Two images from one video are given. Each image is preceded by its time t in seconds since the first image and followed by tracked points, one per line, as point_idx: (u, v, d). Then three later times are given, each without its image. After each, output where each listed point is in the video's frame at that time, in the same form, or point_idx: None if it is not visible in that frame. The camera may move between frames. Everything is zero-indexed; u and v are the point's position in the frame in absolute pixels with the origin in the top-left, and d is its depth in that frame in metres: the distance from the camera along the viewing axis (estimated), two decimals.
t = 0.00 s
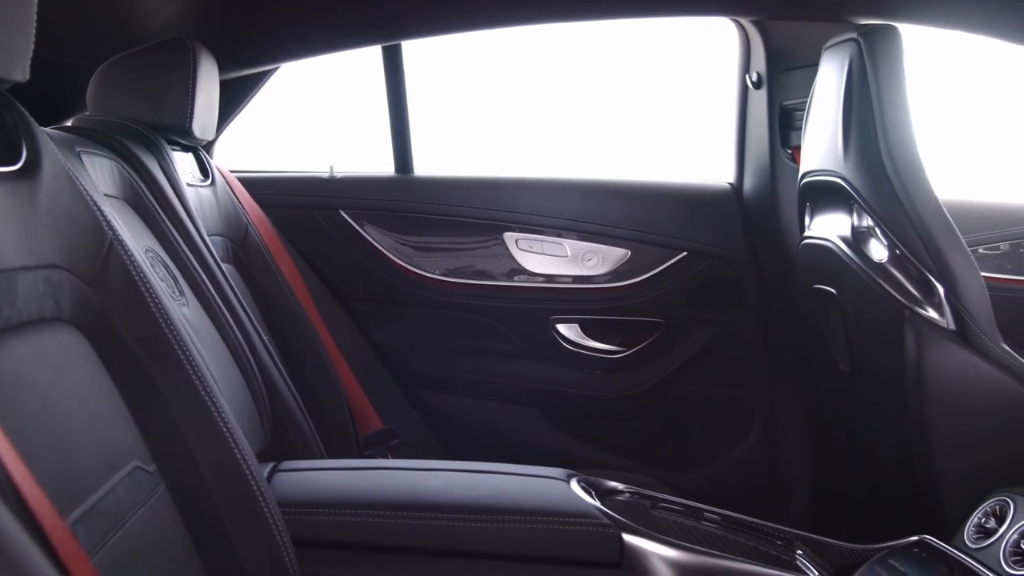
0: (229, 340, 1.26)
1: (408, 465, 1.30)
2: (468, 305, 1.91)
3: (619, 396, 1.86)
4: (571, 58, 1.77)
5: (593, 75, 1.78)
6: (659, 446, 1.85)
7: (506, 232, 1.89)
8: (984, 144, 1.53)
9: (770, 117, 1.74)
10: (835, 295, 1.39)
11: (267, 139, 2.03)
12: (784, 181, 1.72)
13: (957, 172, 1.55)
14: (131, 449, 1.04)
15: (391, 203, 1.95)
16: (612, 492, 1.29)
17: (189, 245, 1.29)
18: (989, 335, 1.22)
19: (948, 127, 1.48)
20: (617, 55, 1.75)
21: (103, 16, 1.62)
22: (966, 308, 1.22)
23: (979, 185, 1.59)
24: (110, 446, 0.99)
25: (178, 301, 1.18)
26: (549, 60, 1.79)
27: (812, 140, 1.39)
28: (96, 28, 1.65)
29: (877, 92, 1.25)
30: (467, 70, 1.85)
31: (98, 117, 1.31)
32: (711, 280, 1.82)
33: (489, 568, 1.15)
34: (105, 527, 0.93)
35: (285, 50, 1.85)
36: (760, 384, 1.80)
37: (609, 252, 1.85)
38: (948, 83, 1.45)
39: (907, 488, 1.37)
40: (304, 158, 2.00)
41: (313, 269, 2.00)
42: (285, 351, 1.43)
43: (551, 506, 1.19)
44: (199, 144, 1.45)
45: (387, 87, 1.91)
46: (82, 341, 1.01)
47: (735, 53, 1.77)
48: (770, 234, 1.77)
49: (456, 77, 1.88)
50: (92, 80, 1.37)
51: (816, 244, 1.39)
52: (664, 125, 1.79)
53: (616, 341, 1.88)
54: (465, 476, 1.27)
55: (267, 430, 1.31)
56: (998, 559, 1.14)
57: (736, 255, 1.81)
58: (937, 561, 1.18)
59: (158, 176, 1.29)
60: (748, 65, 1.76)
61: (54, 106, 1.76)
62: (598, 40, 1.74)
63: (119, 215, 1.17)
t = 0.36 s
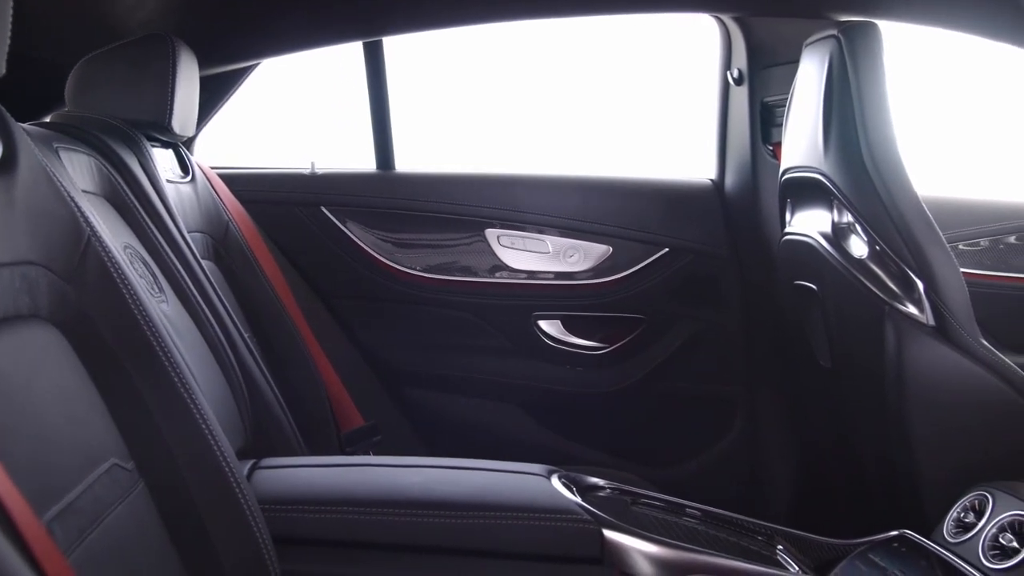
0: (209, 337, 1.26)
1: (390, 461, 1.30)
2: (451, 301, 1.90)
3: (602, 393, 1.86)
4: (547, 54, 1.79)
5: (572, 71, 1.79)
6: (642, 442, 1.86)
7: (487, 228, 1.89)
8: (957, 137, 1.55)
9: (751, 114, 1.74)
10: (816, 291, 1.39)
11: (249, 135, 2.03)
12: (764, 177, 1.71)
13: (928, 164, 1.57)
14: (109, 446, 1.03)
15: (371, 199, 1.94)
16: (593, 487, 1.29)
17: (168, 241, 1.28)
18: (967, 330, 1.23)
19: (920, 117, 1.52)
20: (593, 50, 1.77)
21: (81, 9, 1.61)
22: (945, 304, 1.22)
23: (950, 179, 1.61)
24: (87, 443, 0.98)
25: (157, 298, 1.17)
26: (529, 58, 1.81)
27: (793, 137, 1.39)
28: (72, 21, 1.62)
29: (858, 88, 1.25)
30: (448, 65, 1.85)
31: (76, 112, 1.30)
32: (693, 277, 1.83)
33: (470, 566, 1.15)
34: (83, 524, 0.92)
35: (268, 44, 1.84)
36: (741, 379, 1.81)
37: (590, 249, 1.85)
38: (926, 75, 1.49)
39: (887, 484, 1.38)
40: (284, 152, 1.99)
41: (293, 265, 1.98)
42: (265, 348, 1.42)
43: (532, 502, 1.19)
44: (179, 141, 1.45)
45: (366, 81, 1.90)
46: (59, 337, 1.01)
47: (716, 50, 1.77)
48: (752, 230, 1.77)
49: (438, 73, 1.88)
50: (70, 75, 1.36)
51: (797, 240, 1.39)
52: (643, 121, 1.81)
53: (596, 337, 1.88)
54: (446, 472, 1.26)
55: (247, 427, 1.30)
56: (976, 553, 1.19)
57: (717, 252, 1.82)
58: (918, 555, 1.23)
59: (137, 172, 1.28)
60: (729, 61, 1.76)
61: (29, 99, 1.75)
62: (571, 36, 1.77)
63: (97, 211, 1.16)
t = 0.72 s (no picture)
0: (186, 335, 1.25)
1: (368, 458, 1.29)
2: (432, 298, 1.89)
3: (583, 389, 1.86)
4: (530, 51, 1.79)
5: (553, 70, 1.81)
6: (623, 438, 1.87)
7: (467, 225, 1.89)
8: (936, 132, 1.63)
9: (730, 110, 1.76)
10: (795, 287, 1.39)
11: (227, 131, 2.00)
12: (743, 173, 1.73)
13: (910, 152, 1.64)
14: (85, 444, 1.02)
15: (351, 197, 1.93)
16: (571, 484, 1.29)
17: (145, 239, 1.27)
18: (944, 326, 1.24)
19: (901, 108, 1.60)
20: (575, 51, 1.78)
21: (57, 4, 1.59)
22: (923, 301, 1.22)
23: (929, 172, 1.67)
24: (62, 441, 0.97)
25: (134, 295, 1.16)
26: (512, 56, 1.81)
27: (772, 133, 1.39)
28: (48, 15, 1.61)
29: (836, 85, 1.25)
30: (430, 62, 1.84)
31: (52, 109, 1.29)
32: (673, 274, 1.83)
33: (447, 562, 1.15)
34: (57, 523, 0.92)
35: (247, 45, 1.80)
36: (721, 375, 1.83)
37: (570, 246, 1.86)
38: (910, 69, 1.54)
39: (864, 478, 1.39)
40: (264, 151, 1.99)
41: (272, 262, 1.96)
42: (243, 345, 1.42)
43: (510, 499, 1.19)
44: (156, 137, 1.44)
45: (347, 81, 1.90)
46: (33, 335, 1.00)
47: (696, 48, 1.80)
48: (731, 223, 1.78)
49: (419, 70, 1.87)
50: (46, 70, 1.34)
51: (776, 237, 1.39)
52: (624, 117, 1.82)
53: (576, 334, 1.88)
54: (424, 469, 1.26)
55: (225, 425, 1.29)
56: (954, 548, 1.22)
57: (696, 248, 1.83)
58: (895, 550, 1.26)
59: (114, 169, 1.27)
60: (709, 58, 1.78)
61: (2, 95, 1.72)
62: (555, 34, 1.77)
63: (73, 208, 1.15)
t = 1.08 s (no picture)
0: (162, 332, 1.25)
1: (345, 455, 1.28)
2: (411, 295, 1.89)
3: (562, 385, 1.86)
4: (504, 46, 1.79)
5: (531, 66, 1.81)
6: (602, 434, 1.87)
7: (444, 222, 1.89)
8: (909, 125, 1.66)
9: (707, 106, 1.79)
10: (771, 283, 1.39)
11: (202, 127, 1.98)
12: (721, 172, 1.77)
13: (885, 148, 1.66)
14: (57, 442, 1.01)
15: (329, 194, 1.92)
16: (549, 480, 1.29)
17: (120, 236, 1.27)
18: (920, 322, 1.25)
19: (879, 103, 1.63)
20: (560, 49, 1.78)
21: None
22: (899, 297, 1.23)
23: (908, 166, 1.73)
24: (32, 439, 0.96)
25: (108, 292, 1.16)
26: (489, 52, 1.81)
27: (748, 129, 1.39)
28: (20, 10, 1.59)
29: (813, 82, 1.26)
30: (409, 56, 1.83)
31: (28, 105, 1.27)
32: (652, 271, 1.85)
33: (420, 558, 1.15)
34: (27, 522, 0.91)
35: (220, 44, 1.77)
36: (699, 372, 1.85)
37: (548, 243, 1.86)
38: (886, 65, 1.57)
39: (839, 473, 1.39)
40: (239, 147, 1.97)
41: (249, 259, 1.95)
42: (219, 341, 1.42)
43: (487, 496, 1.19)
44: (131, 133, 1.45)
45: (322, 77, 1.89)
46: (4, 332, 0.99)
47: (673, 45, 1.83)
48: (708, 221, 1.81)
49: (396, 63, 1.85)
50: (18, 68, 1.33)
51: (753, 233, 1.38)
52: (605, 113, 1.84)
53: (554, 331, 1.89)
54: (400, 466, 1.25)
55: (201, 423, 1.29)
56: (929, 543, 1.24)
57: (674, 245, 1.85)
58: (871, 545, 1.28)
59: (88, 166, 1.26)
60: (687, 55, 1.81)
61: None
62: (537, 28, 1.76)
63: (46, 204, 1.13)
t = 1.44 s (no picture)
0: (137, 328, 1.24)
1: (325, 452, 1.28)
2: (390, 291, 1.89)
3: (541, 382, 1.87)
4: (484, 42, 1.80)
5: (507, 62, 1.82)
6: (581, 429, 1.88)
7: (423, 218, 1.88)
8: (886, 129, 1.75)
9: (685, 103, 1.80)
10: (748, 279, 1.39)
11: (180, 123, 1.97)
12: (699, 170, 1.78)
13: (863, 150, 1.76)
14: (31, 439, 0.98)
15: (308, 190, 1.91)
16: (527, 476, 1.29)
17: (95, 233, 1.26)
18: (896, 317, 1.26)
19: (859, 108, 1.70)
20: (526, 44, 1.79)
21: None
22: (875, 292, 1.24)
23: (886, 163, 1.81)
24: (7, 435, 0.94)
25: (82, 288, 1.14)
26: (465, 48, 1.81)
27: (726, 125, 1.39)
28: None
29: (789, 79, 1.26)
30: (384, 53, 1.83)
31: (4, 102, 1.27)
32: (631, 266, 1.86)
33: (393, 554, 1.15)
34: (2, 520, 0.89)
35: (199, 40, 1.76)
36: (678, 368, 1.85)
37: (527, 239, 1.87)
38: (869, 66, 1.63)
39: (816, 469, 1.39)
40: (215, 143, 1.97)
41: (227, 256, 1.95)
42: (196, 338, 1.41)
43: (464, 492, 1.19)
44: (108, 129, 1.45)
45: (301, 73, 1.88)
46: None
47: (651, 42, 1.84)
48: (687, 216, 1.81)
49: (373, 60, 1.86)
50: None
51: (732, 229, 1.38)
52: (577, 109, 1.84)
53: (533, 327, 1.90)
54: (379, 462, 1.25)
55: (177, 421, 1.28)
56: (905, 537, 1.25)
57: (654, 241, 1.86)
58: (847, 539, 1.29)
59: (63, 161, 1.25)
60: (665, 52, 1.82)
61: None
62: (504, 22, 1.78)
63: (20, 200, 1.12)
